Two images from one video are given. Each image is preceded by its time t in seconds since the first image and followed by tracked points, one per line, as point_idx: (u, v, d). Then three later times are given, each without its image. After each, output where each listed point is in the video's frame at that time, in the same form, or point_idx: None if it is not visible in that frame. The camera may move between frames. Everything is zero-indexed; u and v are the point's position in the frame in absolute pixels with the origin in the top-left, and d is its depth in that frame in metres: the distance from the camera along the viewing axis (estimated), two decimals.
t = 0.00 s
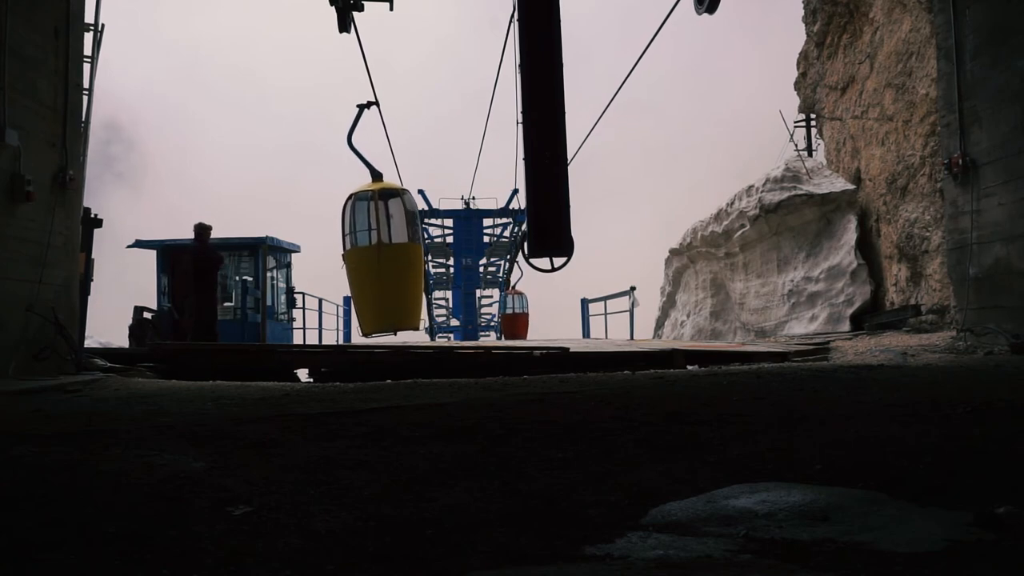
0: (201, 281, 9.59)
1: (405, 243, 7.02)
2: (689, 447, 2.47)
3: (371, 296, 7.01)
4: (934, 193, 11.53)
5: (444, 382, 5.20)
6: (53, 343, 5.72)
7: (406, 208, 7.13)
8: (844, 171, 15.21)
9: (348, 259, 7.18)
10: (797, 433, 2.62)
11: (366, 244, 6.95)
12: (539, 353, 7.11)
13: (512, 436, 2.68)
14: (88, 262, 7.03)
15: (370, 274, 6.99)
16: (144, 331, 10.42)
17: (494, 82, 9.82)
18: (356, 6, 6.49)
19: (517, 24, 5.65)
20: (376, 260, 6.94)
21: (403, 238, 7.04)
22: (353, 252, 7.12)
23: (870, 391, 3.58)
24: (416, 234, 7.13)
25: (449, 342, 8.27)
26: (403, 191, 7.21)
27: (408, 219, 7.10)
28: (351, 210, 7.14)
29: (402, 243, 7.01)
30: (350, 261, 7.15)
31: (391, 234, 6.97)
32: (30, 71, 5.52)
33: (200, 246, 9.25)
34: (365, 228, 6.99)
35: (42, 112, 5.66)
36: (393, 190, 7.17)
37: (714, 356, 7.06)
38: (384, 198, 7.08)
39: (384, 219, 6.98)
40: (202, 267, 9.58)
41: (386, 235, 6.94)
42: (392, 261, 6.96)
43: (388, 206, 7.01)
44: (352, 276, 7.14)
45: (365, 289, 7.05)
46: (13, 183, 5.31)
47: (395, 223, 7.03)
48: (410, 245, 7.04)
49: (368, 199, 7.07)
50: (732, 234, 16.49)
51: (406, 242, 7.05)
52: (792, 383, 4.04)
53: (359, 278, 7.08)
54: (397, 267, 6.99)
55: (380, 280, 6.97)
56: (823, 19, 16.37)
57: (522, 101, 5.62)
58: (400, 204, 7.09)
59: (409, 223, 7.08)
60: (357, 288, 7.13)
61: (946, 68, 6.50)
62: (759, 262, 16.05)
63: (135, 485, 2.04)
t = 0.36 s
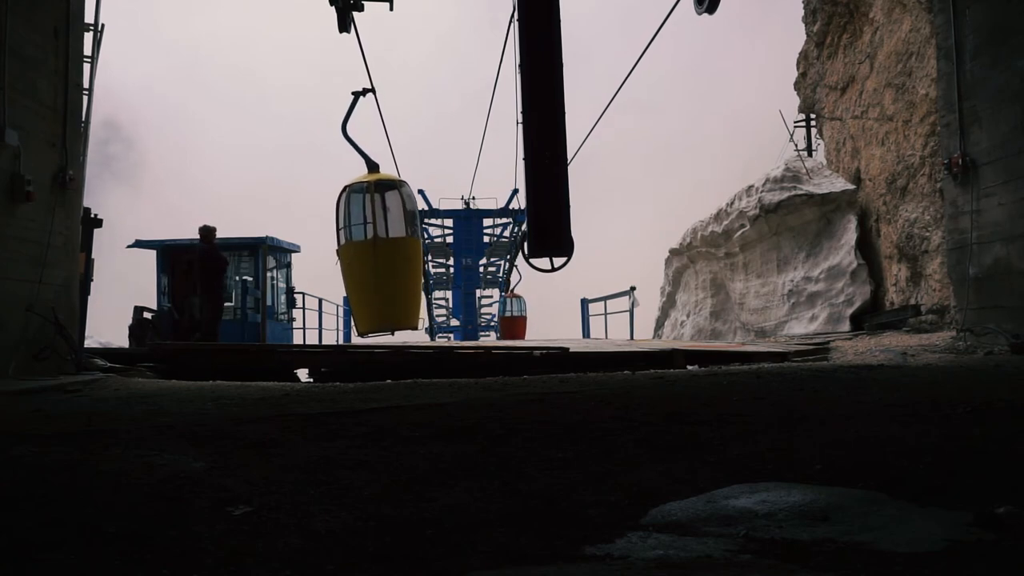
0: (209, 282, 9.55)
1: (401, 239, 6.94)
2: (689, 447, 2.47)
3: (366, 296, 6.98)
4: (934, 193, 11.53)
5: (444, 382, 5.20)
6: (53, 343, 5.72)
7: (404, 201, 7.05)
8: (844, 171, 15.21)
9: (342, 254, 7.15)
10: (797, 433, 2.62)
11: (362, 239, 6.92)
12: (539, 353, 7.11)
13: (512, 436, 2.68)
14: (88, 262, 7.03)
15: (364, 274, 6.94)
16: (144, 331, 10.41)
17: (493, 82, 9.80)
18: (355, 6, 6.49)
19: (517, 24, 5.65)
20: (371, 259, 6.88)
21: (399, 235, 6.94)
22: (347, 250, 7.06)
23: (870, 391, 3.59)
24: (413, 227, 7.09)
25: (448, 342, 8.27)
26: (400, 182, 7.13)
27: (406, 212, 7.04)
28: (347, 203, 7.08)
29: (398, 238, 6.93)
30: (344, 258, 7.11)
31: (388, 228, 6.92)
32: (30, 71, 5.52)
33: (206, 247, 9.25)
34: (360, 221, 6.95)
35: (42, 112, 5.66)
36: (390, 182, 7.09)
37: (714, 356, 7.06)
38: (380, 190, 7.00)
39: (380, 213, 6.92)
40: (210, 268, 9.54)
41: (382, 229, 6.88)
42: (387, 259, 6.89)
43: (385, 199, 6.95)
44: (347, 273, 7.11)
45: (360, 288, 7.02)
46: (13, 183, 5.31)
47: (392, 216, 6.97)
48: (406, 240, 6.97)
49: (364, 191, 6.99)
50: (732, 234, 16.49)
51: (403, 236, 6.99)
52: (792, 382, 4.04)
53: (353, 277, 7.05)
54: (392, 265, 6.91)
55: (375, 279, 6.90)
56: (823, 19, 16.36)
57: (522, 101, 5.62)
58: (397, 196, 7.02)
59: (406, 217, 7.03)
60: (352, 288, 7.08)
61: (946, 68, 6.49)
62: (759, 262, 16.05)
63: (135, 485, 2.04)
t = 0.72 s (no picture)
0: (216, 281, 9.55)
1: (398, 231, 6.87)
2: (689, 447, 2.47)
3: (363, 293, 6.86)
4: (934, 193, 11.53)
5: (444, 382, 5.20)
6: (53, 343, 5.72)
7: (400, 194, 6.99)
8: (844, 171, 15.21)
9: (337, 249, 7.06)
10: (797, 433, 2.62)
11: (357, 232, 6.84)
12: (539, 353, 7.11)
13: (512, 436, 2.68)
14: (88, 262, 7.03)
15: (361, 269, 6.85)
16: (144, 331, 10.41)
17: (493, 82, 9.79)
18: (356, 6, 6.48)
19: (517, 24, 5.65)
20: (366, 254, 6.81)
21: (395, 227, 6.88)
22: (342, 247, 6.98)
23: (870, 391, 3.58)
24: (410, 219, 6.99)
25: (448, 342, 8.27)
26: (397, 174, 7.10)
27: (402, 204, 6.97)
28: (341, 196, 7.03)
29: (395, 230, 6.86)
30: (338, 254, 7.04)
31: (383, 220, 6.83)
32: (30, 71, 5.52)
33: (213, 247, 9.24)
34: (355, 213, 6.87)
35: (42, 112, 5.66)
36: (386, 174, 7.06)
37: (714, 356, 7.07)
38: (376, 181, 6.97)
39: (376, 204, 6.85)
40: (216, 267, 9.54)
41: (377, 221, 6.81)
42: (382, 254, 6.83)
43: (381, 192, 6.90)
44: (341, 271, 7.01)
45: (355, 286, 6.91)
46: (13, 183, 5.31)
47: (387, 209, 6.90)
48: (404, 232, 6.90)
49: (359, 182, 6.98)
50: (732, 234, 16.48)
51: (400, 228, 6.91)
52: (792, 383, 4.04)
53: (348, 273, 6.94)
54: (387, 260, 6.85)
55: (370, 276, 6.84)
56: (823, 19, 16.37)
57: (522, 101, 5.62)
58: (393, 189, 6.99)
59: (402, 208, 6.95)
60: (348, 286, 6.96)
61: (946, 68, 6.49)
62: (759, 262, 16.05)
63: (135, 485, 2.04)
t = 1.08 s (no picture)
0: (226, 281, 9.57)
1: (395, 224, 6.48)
2: (689, 447, 2.47)
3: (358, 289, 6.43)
4: (934, 193, 11.52)
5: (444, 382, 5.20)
6: (53, 343, 5.72)
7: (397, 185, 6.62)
8: (844, 171, 15.22)
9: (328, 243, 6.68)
10: (797, 433, 2.62)
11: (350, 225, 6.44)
12: (539, 353, 7.11)
13: (512, 436, 2.68)
14: (88, 262, 7.03)
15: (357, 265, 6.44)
16: (144, 331, 10.41)
17: (493, 81, 9.80)
18: (355, 6, 6.48)
19: (517, 24, 5.65)
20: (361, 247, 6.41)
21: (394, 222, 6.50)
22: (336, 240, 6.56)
23: (870, 391, 3.58)
24: (407, 211, 6.61)
25: (448, 342, 8.27)
26: (394, 163, 6.71)
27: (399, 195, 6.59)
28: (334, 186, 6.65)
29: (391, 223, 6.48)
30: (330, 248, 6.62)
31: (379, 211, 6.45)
32: (30, 71, 5.52)
33: (225, 248, 9.27)
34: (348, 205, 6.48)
35: (42, 112, 5.66)
36: (382, 163, 6.67)
37: (714, 356, 7.07)
38: (371, 171, 6.59)
39: (371, 195, 6.48)
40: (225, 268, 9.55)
41: (372, 214, 6.42)
42: (380, 248, 6.43)
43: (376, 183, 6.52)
44: (333, 265, 6.58)
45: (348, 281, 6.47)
46: (13, 183, 5.31)
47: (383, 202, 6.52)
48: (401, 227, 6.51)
49: (353, 172, 6.58)
50: (732, 234, 16.48)
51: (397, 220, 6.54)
52: (792, 383, 4.04)
53: (341, 270, 6.53)
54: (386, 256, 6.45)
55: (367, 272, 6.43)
56: (823, 19, 16.37)
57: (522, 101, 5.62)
58: (389, 180, 6.61)
59: (399, 200, 6.58)
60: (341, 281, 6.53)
61: (946, 68, 6.49)
62: (759, 262, 16.06)
63: (135, 485, 2.04)
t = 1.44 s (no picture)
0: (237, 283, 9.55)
1: (391, 217, 6.09)
2: (689, 447, 2.47)
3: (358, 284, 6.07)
4: (934, 193, 11.52)
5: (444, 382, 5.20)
6: (53, 343, 5.72)
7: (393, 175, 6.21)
8: (844, 171, 15.22)
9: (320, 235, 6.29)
10: (797, 433, 2.62)
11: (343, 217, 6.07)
12: (539, 353, 7.11)
13: (512, 436, 2.68)
14: (88, 263, 7.03)
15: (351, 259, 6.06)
16: (144, 331, 10.44)
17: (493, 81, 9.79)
18: (355, 6, 6.48)
19: (517, 24, 5.65)
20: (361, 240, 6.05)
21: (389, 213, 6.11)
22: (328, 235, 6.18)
23: (870, 391, 3.58)
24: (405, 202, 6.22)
25: (448, 342, 8.27)
26: (390, 152, 6.30)
27: (396, 185, 6.19)
28: (326, 176, 6.25)
29: (387, 215, 6.08)
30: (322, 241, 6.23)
31: (374, 203, 6.07)
32: (30, 71, 5.52)
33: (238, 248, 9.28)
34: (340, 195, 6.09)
35: (42, 112, 5.66)
36: (378, 151, 6.26)
37: (714, 356, 7.07)
38: (366, 159, 6.18)
39: (365, 186, 6.09)
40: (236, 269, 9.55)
41: (366, 206, 6.05)
42: (373, 243, 6.05)
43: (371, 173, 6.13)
44: (326, 261, 6.19)
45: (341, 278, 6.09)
46: (13, 183, 5.31)
47: (378, 192, 6.13)
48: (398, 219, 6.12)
49: (347, 160, 6.19)
50: (732, 234, 16.48)
51: (393, 212, 6.16)
52: (792, 383, 4.03)
53: (334, 266, 6.15)
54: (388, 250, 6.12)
55: (360, 268, 6.07)
56: (823, 19, 16.37)
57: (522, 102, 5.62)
58: (385, 169, 6.20)
59: (396, 191, 6.18)
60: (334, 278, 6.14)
61: (946, 68, 6.49)
62: (759, 262, 16.05)
63: (135, 485, 2.04)
